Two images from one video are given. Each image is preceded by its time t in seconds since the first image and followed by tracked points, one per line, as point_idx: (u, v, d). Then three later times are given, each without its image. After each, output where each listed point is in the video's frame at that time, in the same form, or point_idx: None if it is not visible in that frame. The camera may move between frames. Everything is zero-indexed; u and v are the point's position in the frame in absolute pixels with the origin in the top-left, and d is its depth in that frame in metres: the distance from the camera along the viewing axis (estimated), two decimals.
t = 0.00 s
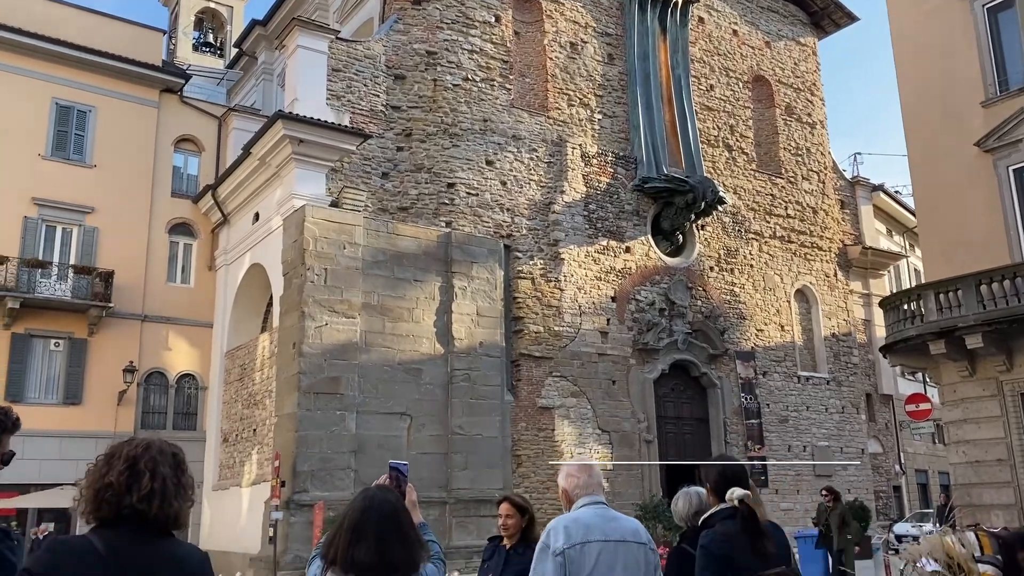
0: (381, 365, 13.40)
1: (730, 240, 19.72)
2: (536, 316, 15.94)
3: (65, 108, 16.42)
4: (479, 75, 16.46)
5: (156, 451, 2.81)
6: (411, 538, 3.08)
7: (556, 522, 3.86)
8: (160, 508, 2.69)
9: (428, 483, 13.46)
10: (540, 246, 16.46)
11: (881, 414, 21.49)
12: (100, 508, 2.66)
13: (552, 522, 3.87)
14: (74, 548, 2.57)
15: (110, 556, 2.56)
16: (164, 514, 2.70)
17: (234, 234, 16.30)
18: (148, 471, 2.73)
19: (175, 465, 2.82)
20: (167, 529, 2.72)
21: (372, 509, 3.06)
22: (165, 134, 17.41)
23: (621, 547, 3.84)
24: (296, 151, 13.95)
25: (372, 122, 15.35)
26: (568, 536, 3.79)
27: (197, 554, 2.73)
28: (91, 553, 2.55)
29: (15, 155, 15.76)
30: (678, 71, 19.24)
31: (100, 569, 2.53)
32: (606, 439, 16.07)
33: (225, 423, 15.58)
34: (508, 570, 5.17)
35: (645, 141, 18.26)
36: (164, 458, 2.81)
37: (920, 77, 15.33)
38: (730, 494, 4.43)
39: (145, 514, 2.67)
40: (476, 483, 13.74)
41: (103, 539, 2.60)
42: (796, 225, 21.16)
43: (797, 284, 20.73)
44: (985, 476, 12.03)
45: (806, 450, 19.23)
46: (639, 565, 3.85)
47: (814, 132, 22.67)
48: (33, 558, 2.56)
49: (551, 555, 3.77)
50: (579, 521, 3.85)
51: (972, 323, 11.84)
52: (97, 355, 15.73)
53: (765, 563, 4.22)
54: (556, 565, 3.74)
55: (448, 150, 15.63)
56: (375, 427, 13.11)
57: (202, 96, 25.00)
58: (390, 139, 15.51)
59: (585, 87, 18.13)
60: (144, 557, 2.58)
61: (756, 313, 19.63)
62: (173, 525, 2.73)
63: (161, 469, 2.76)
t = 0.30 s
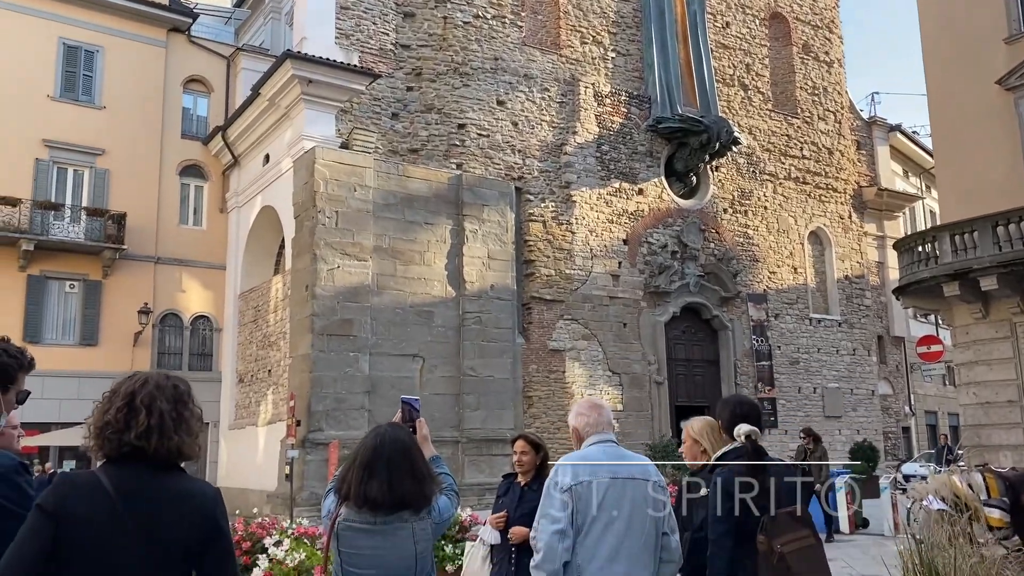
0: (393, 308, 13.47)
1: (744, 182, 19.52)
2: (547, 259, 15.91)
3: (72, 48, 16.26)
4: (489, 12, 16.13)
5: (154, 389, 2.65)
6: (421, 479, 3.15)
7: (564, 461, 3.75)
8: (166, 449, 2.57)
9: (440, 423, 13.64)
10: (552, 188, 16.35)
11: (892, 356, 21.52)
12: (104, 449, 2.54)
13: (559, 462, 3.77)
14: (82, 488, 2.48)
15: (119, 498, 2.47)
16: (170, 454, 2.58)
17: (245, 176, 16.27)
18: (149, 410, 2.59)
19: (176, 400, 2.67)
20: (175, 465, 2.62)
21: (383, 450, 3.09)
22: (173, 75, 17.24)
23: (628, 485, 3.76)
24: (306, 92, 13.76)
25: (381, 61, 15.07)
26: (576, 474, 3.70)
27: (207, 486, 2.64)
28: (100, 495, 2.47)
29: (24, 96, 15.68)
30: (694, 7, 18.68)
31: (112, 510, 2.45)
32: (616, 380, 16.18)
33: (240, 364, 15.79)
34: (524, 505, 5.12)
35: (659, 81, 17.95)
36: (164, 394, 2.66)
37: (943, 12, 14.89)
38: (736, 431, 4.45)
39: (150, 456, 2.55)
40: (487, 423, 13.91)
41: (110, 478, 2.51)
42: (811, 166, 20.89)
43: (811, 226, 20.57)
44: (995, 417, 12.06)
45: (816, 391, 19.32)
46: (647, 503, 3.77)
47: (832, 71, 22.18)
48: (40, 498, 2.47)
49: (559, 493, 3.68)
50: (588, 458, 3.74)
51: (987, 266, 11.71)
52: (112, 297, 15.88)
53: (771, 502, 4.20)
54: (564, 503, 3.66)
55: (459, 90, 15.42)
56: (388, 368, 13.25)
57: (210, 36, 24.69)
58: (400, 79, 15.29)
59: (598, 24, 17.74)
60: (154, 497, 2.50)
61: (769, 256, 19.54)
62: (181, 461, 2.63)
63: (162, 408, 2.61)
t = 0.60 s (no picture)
0: (405, 257, 13.48)
1: (759, 128, 19.25)
2: (559, 208, 15.84)
3: None
4: None
5: (132, 332, 2.41)
6: (436, 421, 2.93)
7: (577, 404, 3.76)
8: (159, 397, 2.35)
9: (453, 370, 13.75)
10: (564, 135, 16.19)
11: (905, 304, 21.44)
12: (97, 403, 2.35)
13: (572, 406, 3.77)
14: (85, 445, 2.34)
15: (121, 452, 2.31)
16: (164, 400, 2.36)
17: (256, 124, 16.16)
18: (134, 358, 2.37)
19: (162, 340, 2.42)
20: (176, 409, 2.41)
21: (396, 391, 2.87)
22: (181, 20, 17.03)
23: (640, 430, 3.74)
24: (315, 37, 13.48)
25: (391, 6, 14.81)
26: (587, 419, 3.69)
27: (217, 426, 2.44)
28: (102, 446, 2.33)
29: (32, 43, 15.58)
30: None
31: (115, 465, 2.30)
32: (627, 329, 16.23)
33: (254, 312, 15.92)
34: (537, 449, 5.17)
35: (674, 25, 17.58)
36: (144, 334, 2.42)
37: None
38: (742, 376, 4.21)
39: (144, 405, 2.34)
40: (499, 370, 14.02)
41: (110, 431, 2.35)
42: (828, 112, 20.57)
43: (826, 173, 20.32)
44: (1007, 365, 12.03)
45: (828, 339, 19.32)
46: (657, 448, 3.76)
47: (852, 13, 21.62)
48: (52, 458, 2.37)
49: (570, 437, 3.66)
50: (598, 404, 3.75)
51: (1003, 214, 11.46)
52: (126, 245, 16.01)
53: (779, 448, 4.05)
54: (575, 446, 3.62)
55: (470, 35, 15.16)
56: (400, 316, 13.32)
57: None
58: (410, 24, 15.05)
59: None
60: (156, 448, 2.32)
61: (784, 204, 19.37)
62: (182, 403, 2.43)
63: (146, 353, 2.38)
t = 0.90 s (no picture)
0: (414, 219, 13.46)
1: (771, 88, 19.00)
2: (568, 170, 15.73)
3: None
4: None
5: (146, 282, 2.34)
6: (446, 380, 2.96)
7: (592, 362, 3.58)
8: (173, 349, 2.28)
9: (462, 333, 13.81)
10: (573, 96, 16.02)
11: (916, 266, 21.32)
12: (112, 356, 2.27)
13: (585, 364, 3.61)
14: (99, 401, 2.26)
15: (134, 410, 2.23)
16: (178, 352, 2.30)
17: (263, 85, 16.04)
18: (147, 310, 2.29)
19: (175, 293, 2.35)
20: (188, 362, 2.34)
21: (405, 351, 2.89)
22: None
23: (652, 390, 3.60)
24: None
25: None
26: (603, 377, 3.51)
27: (231, 386, 2.34)
28: (114, 405, 2.24)
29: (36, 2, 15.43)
30: None
31: (127, 422, 2.22)
32: (636, 292, 16.22)
33: (264, 274, 15.97)
34: (524, 410, 4.70)
35: None
36: (157, 285, 2.35)
37: None
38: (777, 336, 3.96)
39: (160, 357, 2.27)
40: (509, 332, 14.06)
41: (124, 386, 2.26)
42: (841, 71, 20.26)
43: (839, 134, 20.07)
44: (1017, 328, 11.98)
45: (838, 302, 19.27)
46: (668, 408, 3.67)
47: None
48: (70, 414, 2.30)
49: (587, 396, 3.47)
50: (611, 363, 3.58)
51: (1017, 174, 11.34)
52: (135, 207, 16.04)
53: (786, 404, 3.85)
54: (592, 405, 3.46)
55: None
56: (409, 279, 13.35)
57: None
58: None
59: None
60: (170, 406, 2.24)
61: (795, 165, 19.19)
62: (194, 356, 2.35)
63: (160, 305, 2.30)
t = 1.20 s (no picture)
0: (421, 192, 13.45)
1: (781, 60, 18.82)
2: (576, 143, 15.67)
3: None
4: None
5: (192, 259, 2.35)
6: (454, 352, 2.98)
7: (613, 333, 3.51)
8: (185, 321, 2.26)
9: (470, 306, 13.84)
10: (582, 67, 15.90)
11: (926, 239, 21.22)
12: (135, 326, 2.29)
13: (607, 334, 3.54)
14: (121, 369, 2.24)
15: (158, 380, 2.24)
16: (197, 329, 2.28)
17: (269, 58, 15.96)
18: (168, 279, 2.31)
19: (211, 269, 2.35)
20: (211, 342, 2.33)
21: (412, 324, 2.92)
22: None
23: (664, 363, 3.54)
24: None
25: None
26: (622, 349, 3.45)
27: (249, 365, 2.38)
28: (137, 373, 2.24)
29: None
30: None
31: (149, 392, 2.22)
32: (644, 265, 16.23)
33: (272, 248, 16.01)
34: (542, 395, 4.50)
35: None
36: (201, 265, 2.35)
37: None
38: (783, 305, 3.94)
39: (177, 329, 2.27)
40: (517, 306, 14.09)
41: (148, 357, 2.26)
42: (852, 42, 20.01)
43: (849, 105, 19.87)
44: None
45: (846, 275, 19.22)
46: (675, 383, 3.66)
47: None
48: (85, 378, 2.27)
49: (608, 366, 3.41)
50: (630, 335, 3.51)
51: None
52: (143, 181, 16.07)
53: (795, 375, 3.72)
54: (614, 377, 3.40)
55: None
56: (417, 252, 13.37)
57: None
58: None
59: None
60: (194, 380, 2.26)
61: (804, 136, 19.05)
62: (215, 332, 2.32)
63: (184, 274, 2.31)
